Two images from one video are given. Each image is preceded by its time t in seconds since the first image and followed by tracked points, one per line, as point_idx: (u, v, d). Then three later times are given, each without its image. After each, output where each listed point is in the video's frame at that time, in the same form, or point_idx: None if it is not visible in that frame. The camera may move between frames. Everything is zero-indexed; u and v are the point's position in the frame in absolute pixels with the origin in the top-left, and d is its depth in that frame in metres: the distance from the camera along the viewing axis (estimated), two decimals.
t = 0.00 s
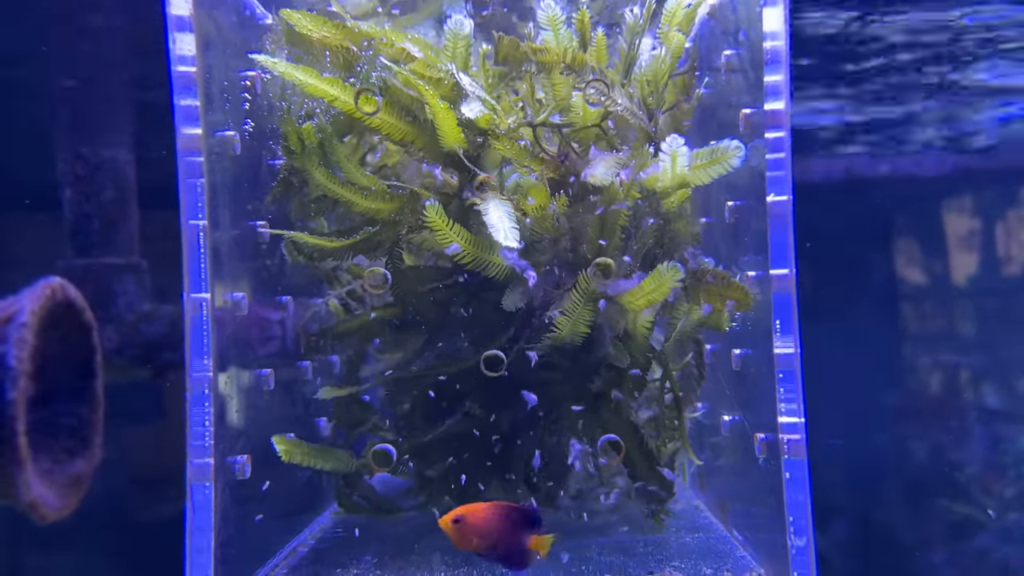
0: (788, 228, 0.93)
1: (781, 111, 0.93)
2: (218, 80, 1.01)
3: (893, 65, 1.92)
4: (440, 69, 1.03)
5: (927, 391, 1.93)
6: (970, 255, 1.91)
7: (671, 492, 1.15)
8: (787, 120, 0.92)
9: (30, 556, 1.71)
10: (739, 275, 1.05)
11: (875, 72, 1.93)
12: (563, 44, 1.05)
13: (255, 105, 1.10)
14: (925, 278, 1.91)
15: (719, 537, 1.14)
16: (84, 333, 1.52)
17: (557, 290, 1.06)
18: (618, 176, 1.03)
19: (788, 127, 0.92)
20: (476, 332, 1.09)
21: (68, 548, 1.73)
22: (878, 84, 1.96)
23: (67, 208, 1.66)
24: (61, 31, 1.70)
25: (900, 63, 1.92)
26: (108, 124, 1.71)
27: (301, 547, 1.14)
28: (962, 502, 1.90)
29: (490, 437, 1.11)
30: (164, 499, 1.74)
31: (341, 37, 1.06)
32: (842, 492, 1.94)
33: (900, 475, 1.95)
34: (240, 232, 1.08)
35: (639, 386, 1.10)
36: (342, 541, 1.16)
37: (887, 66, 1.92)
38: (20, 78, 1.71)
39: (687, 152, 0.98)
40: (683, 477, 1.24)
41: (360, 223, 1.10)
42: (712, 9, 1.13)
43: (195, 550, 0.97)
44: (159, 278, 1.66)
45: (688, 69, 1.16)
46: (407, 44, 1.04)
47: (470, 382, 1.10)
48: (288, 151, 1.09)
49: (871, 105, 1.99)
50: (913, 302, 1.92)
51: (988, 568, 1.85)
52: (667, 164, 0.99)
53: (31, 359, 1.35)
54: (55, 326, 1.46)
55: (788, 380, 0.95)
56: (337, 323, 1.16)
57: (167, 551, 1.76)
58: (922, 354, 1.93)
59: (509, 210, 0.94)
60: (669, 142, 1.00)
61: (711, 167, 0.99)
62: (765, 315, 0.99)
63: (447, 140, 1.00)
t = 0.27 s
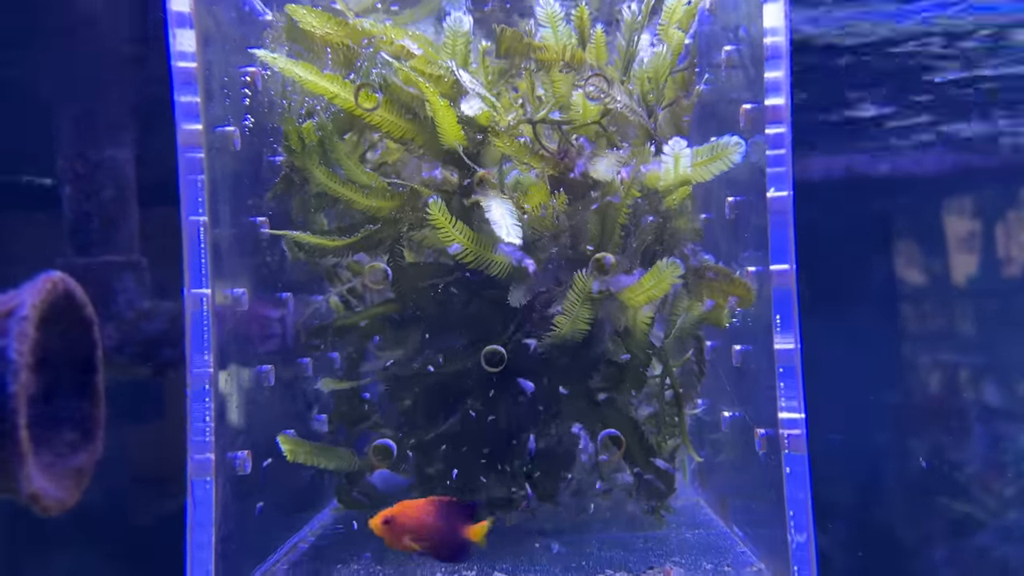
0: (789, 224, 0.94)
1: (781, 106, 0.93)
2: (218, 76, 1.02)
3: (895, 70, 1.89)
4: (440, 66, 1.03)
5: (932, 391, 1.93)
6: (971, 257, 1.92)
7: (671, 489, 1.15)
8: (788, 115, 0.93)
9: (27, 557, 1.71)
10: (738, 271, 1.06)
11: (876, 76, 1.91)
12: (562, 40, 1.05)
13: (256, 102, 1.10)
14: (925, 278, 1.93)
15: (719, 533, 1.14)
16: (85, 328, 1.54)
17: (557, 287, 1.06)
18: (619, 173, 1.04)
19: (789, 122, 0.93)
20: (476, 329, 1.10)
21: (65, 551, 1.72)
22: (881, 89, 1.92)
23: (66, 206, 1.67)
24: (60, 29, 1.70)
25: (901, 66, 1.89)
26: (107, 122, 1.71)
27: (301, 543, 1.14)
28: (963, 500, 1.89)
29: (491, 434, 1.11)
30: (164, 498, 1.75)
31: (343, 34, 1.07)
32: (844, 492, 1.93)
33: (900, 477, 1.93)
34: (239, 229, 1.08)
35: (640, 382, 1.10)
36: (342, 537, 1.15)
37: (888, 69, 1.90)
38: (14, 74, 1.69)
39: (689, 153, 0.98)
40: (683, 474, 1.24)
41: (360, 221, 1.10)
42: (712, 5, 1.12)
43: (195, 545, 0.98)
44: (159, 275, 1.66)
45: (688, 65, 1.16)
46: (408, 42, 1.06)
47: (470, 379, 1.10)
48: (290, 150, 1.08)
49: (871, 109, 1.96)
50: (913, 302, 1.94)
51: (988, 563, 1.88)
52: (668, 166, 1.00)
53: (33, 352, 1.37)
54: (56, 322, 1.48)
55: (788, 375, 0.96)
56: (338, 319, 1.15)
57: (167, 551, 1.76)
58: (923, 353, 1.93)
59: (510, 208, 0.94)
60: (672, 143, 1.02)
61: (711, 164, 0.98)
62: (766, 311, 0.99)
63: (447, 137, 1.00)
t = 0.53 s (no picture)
0: (791, 216, 0.95)
1: (783, 97, 0.94)
2: (220, 67, 1.02)
3: (893, 85, 1.91)
4: (442, 57, 1.03)
5: (930, 392, 1.93)
6: (971, 257, 1.90)
7: (671, 482, 1.15)
8: (789, 106, 0.94)
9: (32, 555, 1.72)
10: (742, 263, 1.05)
11: (886, 72, 1.91)
12: (564, 31, 1.05)
13: (256, 94, 1.09)
14: (925, 278, 1.92)
15: (721, 525, 1.15)
16: (87, 319, 1.51)
17: (558, 279, 1.06)
18: (621, 163, 1.02)
19: (790, 112, 0.94)
20: (477, 321, 1.10)
21: (68, 549, 1.73)
22: (884, 101, 1.93)
23: (67, 201, 1.66)
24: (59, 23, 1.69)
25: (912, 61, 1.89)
26: (108, 118, 1.70)
27: (303, 535, 1.14)
28: (963, 500, 1.91)
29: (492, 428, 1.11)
30: (165, 496, 1.74)
31: (344, 25, 1.05)
32: (836, 493, 1.94)
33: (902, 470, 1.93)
34: (241, 223, 1.09)
35: (641, 375, 1.09)
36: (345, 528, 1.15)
37: (885, 81, 1.92)
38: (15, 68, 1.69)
39: (688, 139, 0.98)
40: (684, 467, 1.23)
41: (363, 214, 1.10)
42: None
43: (197, 536, 1.00)
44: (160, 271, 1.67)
45: (690, 57, 1.16)
46: (409, 33, 1.04)
47: (472, 372, 1.11)
48: (292, 142, 1.08)
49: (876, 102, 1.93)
50: (913, 303, 1.92)
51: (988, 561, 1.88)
52: (668, 152, 0.99)
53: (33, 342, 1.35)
54: (57, 312, 1.46)
55: (790, 367, 0.96)
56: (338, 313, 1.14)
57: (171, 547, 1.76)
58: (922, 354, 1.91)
59: (513, 202, 0.94)
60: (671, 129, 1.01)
61: (712, 153, 0.98)
62: (767, 301, 0.99)
63: (449, 128, 1.00)
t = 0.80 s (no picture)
0: (794, 204, 0.94)
1: (786, 85, 0.94)
2: (221, 56, 1.02)
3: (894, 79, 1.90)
4: (443, 46, 1.03)
5: (931, 389, 1.89)
6: (971, 258, 1.89)
7: (672, 472, 1.15)
8: (792, 93, 0.94)
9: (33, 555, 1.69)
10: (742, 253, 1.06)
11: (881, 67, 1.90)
12: (565, 19, 1.05)
13: (258, 83, 1.10)
14: (926, 279, 1.89)
15: (723, 515, 1.15)
16: (90, 305, 1.49)
17: (558, 271, 1.07)
18: (623, 153, 1.03)
19: (793, 101, 0.94)
20: (479, 311, 1.09)
21: (69, 550, 1.71)
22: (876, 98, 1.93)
23: (68, 197, 1.66)
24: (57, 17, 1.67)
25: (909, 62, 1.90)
26: (109, 114, 1.70)
27: (306, 525, 1.15)
28: (963, 495, 1.89)
29: (494, 419, 1.11)
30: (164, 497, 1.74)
31: (346, 14, 1.06)
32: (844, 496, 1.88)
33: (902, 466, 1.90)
34: (242, 212, 1.07)
35: (643, 363, 1.10)
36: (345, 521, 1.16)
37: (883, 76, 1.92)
38: (16, 68, 1.70)
39: (689, 128, 1.00)
40: (685, 459, 1.22)
41: (364, 203, 1.11)
42: None
43: (202, 525, 0.99)
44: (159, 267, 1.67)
45: (690, 48, 1.14)
46: (411, 23, 1.04)
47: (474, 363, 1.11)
48: (294, 129, 1.09)
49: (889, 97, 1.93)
50: (914, 304, 1.88)
51: (990, 556, 1.85)
52: (669, 142, 1.02)
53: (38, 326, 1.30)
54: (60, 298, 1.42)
55: (792, 357, 0.96)
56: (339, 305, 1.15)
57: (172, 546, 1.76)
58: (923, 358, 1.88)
59: (516, 193, 0.94)
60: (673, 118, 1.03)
61: (715, 142, 0.99)
62: (769, 290, 1.00)
63: (451, 117, 1.00)
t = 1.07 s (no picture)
0: (802, 182, 0.95)
1: (795, 61, 0.94)
2: (228, 34, 1.01)
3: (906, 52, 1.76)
4: (450, 25, 1.04)
5: (930, 391, 1.73)
6: (972, 258, 1.73)
7: (678, 453, 1.15)
8: (802, 70, 0.94)
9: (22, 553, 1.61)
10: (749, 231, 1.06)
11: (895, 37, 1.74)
12: None
13: (265, 62, 1.09)
14: (927, 278, 1.74)
15: (730, 495, 1.14)
16: (101, 278, 1.38)
17: (564, 252, 1.06)
18: (633, 131, 1.04)
19: (802, 78, 0.94)
20: (486, 292, 1.10)
21: (71, 545, 1.62)
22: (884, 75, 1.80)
23: (71, 185, 1.62)
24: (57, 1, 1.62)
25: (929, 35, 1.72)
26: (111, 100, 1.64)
27: (313, 505, 1.14)
28: (965, 488, 1.73)
29: (501, 400, 1.12)
30: (164, 499, 1.61)
31: None
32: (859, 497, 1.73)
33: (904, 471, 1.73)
34: (250, 189, 1.07)
35: (650, 345, 1.08)
36: (351, 505, 1.15)
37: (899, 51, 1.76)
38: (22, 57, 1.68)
39: (700, 106, 1.01)
40: (691, 442, 1.22)
41: (370, 184, 1.10)
42: None
43: (212, 502, 0.99)
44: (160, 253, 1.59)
45: (697, 28, 1.13)
46: (418, 3, 1.04)
47: (482, 343, 1.11)
48: (300, 111, 1.09)
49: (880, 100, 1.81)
50: (914, 302, 1.73)
51: (994, 551, 1.71)
52: (679, 119, 1.02)
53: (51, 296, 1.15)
54: (70, 267, 1.32)
55: (801, 334, 0.97)
56: (347, 287, 1.16)
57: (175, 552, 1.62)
58: (925, 360, 1.72)
59: (525, 173, 0.96)
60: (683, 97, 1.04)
61: (723, 119, 1.00)
62: (779, 267, 1.00)
63: (458, 97, 1.00)
